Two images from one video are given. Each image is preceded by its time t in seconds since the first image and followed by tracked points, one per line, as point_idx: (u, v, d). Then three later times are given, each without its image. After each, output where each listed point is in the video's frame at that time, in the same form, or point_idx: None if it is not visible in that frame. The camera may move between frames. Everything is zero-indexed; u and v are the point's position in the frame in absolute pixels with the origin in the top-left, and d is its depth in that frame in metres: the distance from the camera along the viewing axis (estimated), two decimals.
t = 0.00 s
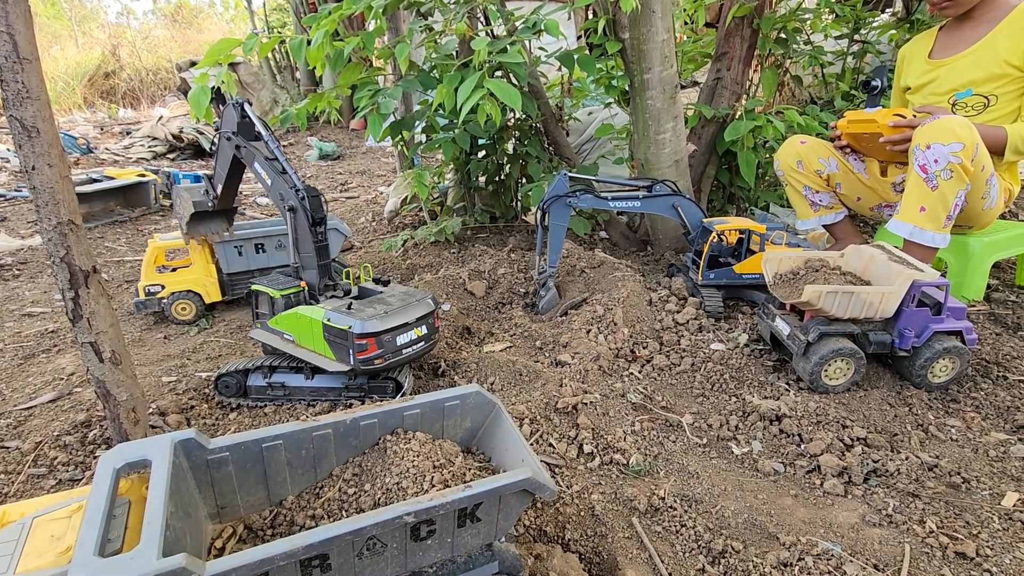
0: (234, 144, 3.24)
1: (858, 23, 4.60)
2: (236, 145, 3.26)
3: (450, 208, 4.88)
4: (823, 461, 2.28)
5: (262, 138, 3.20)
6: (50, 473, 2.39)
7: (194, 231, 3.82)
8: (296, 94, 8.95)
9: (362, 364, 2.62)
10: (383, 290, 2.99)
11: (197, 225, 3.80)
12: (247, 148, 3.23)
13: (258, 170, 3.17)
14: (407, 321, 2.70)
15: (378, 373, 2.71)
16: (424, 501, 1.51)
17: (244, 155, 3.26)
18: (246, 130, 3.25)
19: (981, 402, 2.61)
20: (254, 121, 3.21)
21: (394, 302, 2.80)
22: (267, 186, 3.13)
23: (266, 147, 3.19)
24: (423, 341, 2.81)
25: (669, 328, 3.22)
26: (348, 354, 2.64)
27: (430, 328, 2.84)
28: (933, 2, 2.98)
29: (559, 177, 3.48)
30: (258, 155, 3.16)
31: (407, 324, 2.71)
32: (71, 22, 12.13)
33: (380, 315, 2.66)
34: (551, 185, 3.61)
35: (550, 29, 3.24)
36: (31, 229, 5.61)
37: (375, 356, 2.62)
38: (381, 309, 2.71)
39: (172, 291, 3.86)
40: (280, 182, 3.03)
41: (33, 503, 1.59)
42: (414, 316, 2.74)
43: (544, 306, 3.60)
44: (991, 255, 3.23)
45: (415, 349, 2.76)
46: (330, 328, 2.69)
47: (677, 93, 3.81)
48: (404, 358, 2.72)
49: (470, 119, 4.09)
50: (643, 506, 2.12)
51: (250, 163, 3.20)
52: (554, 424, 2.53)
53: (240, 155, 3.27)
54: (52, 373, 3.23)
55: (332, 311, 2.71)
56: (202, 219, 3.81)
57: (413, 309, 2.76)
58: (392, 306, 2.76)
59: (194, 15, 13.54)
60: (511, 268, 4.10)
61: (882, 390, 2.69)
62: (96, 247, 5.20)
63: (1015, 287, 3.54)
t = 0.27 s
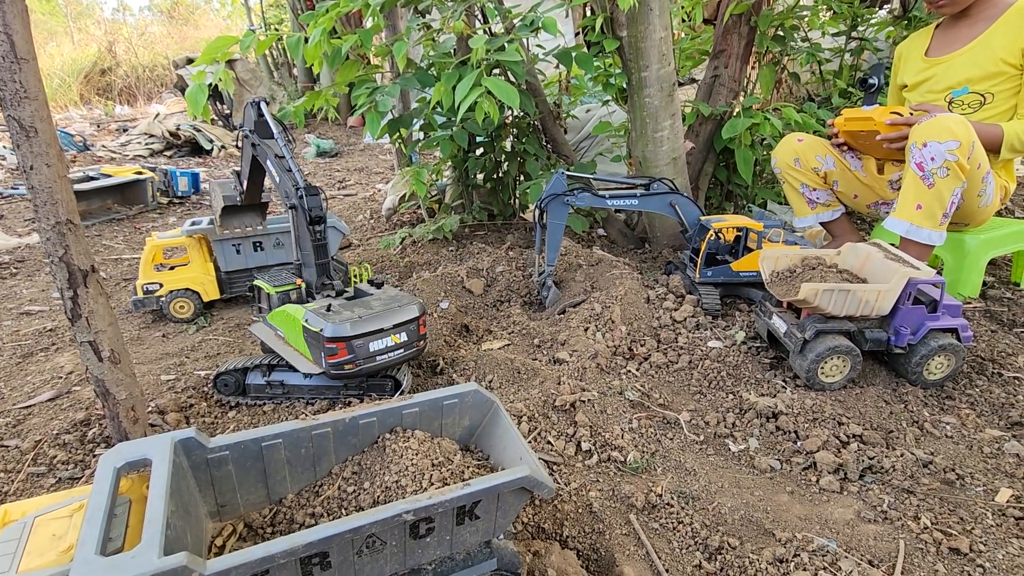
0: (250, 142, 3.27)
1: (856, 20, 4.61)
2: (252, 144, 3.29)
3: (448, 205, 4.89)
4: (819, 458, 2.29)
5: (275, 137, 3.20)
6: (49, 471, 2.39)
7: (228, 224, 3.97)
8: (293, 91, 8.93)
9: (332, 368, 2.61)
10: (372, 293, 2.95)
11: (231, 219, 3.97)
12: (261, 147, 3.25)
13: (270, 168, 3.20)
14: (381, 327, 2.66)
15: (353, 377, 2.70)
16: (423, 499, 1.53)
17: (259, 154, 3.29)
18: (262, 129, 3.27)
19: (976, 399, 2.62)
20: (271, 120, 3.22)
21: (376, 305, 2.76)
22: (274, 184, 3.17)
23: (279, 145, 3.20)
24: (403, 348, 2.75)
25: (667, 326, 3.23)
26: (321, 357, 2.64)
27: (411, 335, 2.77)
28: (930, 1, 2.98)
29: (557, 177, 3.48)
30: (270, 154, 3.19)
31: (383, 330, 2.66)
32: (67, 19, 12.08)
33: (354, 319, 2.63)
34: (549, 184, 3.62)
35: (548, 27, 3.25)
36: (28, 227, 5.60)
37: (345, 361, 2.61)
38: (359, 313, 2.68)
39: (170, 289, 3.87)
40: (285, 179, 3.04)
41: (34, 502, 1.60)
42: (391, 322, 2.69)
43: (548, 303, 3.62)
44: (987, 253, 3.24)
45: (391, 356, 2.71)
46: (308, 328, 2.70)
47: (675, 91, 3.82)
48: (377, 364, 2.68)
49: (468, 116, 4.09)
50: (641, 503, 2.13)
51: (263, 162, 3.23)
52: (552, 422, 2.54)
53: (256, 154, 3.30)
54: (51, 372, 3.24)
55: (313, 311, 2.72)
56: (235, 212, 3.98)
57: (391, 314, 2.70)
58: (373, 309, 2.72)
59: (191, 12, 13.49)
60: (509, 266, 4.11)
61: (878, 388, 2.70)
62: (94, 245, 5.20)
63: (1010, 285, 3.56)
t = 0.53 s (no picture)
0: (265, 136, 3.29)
1: (853, 14, 4.61)
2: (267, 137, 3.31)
3: (445, 200, 4.89)
4: (814, 450, 2.31)
5: (285, 130, 3.19)
6: (48, 465, 2.40)
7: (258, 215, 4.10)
8: (289, 85, 8.90)
9: (302, 365, 2.63)
10: (362, 290, 2.91)
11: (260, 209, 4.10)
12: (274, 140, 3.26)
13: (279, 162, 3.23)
14: (353, 327, 2.63)
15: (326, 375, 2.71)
16: (422, 491, 1.54)
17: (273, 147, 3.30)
18: (277, 123, 3.27)
19: (970, 392, 2.65)
20: (283, 113, 3.22)
21: (357, 304, 2.73)
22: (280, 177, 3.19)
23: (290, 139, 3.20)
24: (378, 350, 2.71)
25: (664, 320, 3.24)
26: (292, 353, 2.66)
27: (388, 337, 2.71)
28: None
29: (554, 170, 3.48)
30: (280, 147, 3.21)
31: (354, 331, 2.63)
32: (59, 11, 11.99)
33: (326, 317, 2.62)
34: (547, 178, 3.62)
35: (545, 21, 3.24)
36: (24, 221, 5.58)
37: (314, 360, 2.61)
38: (335, 311, 2.67)
39: (168, 283, 3.86)
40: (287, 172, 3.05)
41: (35, 495, 1.61)
42: (364, 323, 2.65)
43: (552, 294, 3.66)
44: (982, 247, 3.26)
45: (363, 358, 2.67)
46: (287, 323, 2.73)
47: (672, 85, 3.82)
48: (348, 365, 2.66)
49: (465, 110, 4.09)
50: (638, 495, 2.15)
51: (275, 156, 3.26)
52: (550, 415, 2.55)
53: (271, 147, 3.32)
54: (48, 366, 3.24)
55: (294, 306, 2.74)
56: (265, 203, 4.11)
57: (366, 315, 2.66)
58: (350, 308, 2.69)
59: (185, 4, 13.41)
60: (507, 260, 4.12)
61: (873, 381, 2.72)
62: (90, 239, 5.18)
63: (1006, 279, 3.58)
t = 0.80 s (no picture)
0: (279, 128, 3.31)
1: (851, 7, 4.60)
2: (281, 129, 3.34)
3: (442, 192, 4.88)
4: (808, 441, 2.33)
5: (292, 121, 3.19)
6: (45, 458, 2.40)
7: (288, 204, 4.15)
8: (284, 77, 8.85)
9: (270, 358, 2.68)
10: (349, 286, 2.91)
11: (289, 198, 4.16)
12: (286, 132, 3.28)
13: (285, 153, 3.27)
14: (319, 325, 2.63)
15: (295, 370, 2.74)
16: (418, 482, 1.55)
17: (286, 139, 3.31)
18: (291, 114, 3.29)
19: (962, 383, 2.67)
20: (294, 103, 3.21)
21: (332, 301, 2.73)
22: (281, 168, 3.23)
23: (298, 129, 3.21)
24: (347, 349, 2.70)
25: (660, 313, 3.26)
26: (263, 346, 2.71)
27: (359, 337, 2.69)
28: None
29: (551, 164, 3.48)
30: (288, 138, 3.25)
31: (321, 328, 2.63)
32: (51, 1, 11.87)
33: (295, 313, 2.65)
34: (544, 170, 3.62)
35: (541, 13, 3.23)
36: (17, 214, 5.56)
37: (281, 354, 2.65)
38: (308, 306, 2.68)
39: (163, 276, 3.85)
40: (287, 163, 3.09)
41: (33, 486, 1.61)
42: (331, 321, 2.65)
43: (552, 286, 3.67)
44: (976, 240, 3.28)
45: (329, 355, 2.68)
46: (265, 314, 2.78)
47: (669, 78, 3.81)
48: (315, 362, 2.67)
49: (461, 103, 4.08)
50: (633, 486, 2.16)
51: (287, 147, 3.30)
52: (546, 407, 2.56)
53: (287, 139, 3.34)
54: (44, 359, 3.23)
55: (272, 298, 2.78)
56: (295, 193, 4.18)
57: (336, 313, 2.66)
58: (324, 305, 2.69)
59: None
60: (503, 254, 4.12)
61: (867, 372, 2.74)
62: (84, 232, 5.16)
63: (999, 272, 3.60)
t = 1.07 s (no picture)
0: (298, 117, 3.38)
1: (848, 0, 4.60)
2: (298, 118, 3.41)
3: (438, 186, 4.87)
4: (801, 434, 2.34)
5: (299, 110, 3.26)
6: (40, 451, 2.40)
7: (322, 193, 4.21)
8: (280, 69, 8.81)
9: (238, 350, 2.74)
10: (331, 282, 2.90)
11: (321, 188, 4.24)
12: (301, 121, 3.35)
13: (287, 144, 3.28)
14: (284, 322, 2.66)
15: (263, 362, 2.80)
16: (413, 474, 1.55)
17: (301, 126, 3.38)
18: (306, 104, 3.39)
19: (955, 377, 2.68)
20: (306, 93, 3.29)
21: (304, 297, 2.74)
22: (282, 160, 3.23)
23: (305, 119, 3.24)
24: (313, 347, 2.72)
25: (655, 306, 3.26)
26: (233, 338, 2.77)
27: (325, 336, 2.70)
28: None
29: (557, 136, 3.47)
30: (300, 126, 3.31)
31: (287, 325, 2.66)
32: None
33: (263, 308, 2.68)
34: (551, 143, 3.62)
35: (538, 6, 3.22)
36: (10, 207, 5.52)
37: (247, 347, 2.70)
38: (279, 301, 2.71)
39: (158, 270, 3.85)
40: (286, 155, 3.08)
41: (27, 479, 1.61)
42: (296, 319, 2.66)
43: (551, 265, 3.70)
44: (970, 234, 3.29)
45: (295, 352, 2.71)
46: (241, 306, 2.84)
47: (666, 71, 3.81)
48: (281, 356, 2.72)
49: (457, 96, 4.07)
50: (627, 478, 2.17)
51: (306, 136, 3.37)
52: (541, 400, 2.57)
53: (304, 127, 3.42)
54: (38, 353, 3.22)
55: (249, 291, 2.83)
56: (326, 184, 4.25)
57: (302, 311, 2.67)
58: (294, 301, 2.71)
59: None
60: (499, 247, 4.12)
61: (860, 366, 2.76)
62: (78, 225, 5.14)
63: (993, 266, 3.61)
